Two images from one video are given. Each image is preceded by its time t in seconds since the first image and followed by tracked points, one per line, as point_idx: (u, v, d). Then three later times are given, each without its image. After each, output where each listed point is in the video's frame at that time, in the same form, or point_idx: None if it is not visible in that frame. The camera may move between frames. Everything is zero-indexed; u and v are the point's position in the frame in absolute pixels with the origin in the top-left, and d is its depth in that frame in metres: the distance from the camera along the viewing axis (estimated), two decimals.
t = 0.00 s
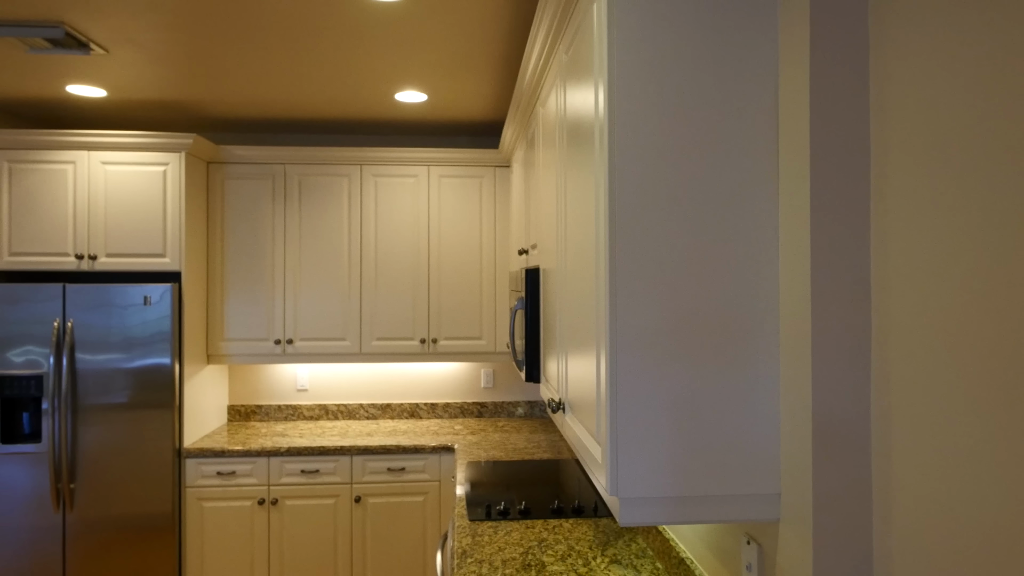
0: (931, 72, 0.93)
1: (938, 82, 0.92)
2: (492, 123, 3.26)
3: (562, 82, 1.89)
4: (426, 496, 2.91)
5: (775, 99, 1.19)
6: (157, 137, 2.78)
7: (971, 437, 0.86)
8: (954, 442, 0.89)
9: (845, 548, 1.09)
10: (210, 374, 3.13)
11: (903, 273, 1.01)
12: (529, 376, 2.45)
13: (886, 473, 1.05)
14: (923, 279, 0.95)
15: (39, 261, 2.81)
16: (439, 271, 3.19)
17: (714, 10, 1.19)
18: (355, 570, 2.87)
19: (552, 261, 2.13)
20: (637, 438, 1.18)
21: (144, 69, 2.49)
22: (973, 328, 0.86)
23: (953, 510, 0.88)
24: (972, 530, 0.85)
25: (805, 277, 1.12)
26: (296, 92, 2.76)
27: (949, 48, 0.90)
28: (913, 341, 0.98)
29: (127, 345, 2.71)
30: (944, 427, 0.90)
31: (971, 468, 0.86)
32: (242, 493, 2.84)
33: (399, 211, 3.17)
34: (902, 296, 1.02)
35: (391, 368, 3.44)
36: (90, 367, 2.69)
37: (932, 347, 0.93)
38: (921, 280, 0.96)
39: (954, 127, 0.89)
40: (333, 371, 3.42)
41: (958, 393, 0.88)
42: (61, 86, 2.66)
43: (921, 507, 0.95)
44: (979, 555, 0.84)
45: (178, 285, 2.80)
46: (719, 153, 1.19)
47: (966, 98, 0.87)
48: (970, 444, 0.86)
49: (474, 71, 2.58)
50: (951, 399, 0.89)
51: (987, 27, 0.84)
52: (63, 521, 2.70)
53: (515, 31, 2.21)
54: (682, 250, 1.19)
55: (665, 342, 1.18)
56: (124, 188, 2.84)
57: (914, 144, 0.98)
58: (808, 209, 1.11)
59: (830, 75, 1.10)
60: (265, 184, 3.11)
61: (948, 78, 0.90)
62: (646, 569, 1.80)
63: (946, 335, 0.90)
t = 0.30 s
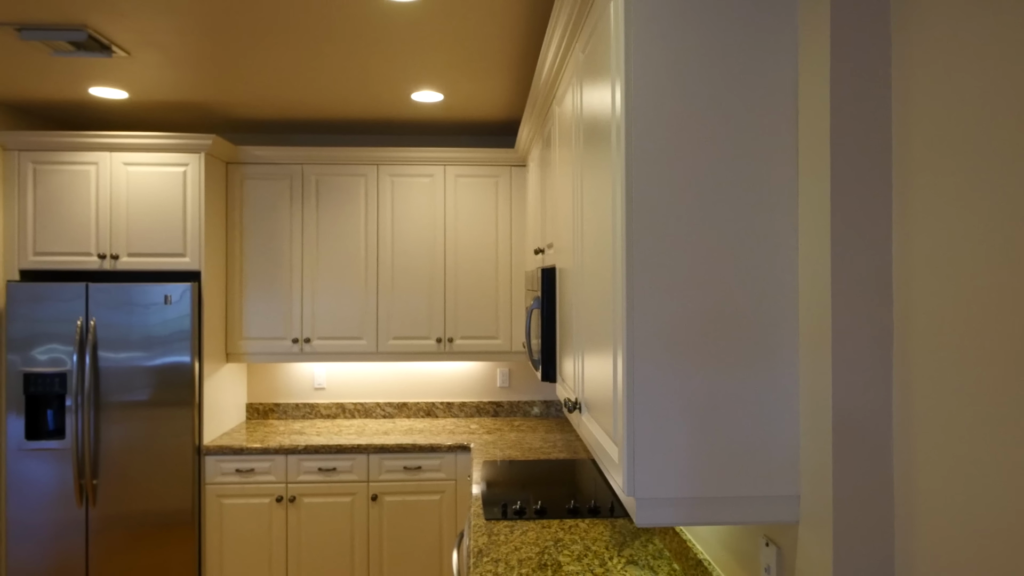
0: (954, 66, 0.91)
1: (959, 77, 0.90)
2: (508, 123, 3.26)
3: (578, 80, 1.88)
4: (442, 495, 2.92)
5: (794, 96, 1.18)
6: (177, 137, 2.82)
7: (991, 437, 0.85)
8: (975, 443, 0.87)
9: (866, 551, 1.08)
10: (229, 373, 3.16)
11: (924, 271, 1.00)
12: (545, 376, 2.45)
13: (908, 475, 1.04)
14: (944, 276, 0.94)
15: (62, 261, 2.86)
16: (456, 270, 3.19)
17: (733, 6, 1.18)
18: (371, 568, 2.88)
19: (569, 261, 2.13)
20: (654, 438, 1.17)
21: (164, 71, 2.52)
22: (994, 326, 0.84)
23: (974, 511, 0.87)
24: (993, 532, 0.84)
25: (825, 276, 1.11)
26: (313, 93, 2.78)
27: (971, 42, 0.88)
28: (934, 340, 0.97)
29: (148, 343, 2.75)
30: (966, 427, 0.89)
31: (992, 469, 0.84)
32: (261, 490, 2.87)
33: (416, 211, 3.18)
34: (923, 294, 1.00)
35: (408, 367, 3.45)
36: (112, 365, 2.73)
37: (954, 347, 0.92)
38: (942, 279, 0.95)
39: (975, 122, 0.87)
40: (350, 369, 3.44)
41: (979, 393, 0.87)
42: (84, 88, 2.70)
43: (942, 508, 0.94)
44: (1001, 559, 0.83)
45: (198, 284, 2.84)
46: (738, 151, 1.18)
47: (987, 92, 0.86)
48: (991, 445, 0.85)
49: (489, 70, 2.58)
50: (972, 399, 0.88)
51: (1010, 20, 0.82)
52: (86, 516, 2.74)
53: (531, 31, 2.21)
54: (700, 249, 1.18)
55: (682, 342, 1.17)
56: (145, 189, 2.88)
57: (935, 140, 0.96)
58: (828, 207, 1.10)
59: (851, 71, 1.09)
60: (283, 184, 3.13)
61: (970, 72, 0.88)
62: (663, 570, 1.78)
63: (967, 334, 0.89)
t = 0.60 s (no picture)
0: (981, 62, 0.90)
1: (987, 73, 0.89)
2: (525, 122, 3.26)
3: (596, 79, 1.88)
4: (459, 494, 2.92)
5: (816, 92, 1.17)
6: (198, 138, 2.85)
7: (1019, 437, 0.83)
8: (1003, 443, 0.86)
9: (890, 554, 1.06)
10: (248, 371, 3.19)
11: (951, 270, 0.98)
12: (562, 375, 2.45)
13: (933, 476, 1.03)
14: (970, 275, 0.93)
15: (87, 260, 2.91)
16: (473, 270, 3.20)
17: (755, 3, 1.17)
18: (388, 566, 2.90)
19: (587, 260, 2.12)
20: (673, 439, 1.17)
21: (186, 73, 2.56)
22: None
23: (1001, 512, 0.86)
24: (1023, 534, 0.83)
25: (848, 275, 1.10)
26: (331, 93, 2.81)
27: (1000, 37, 0.87)
28: (960, 339, 0.96)
29: (170, 341, 2.79)
30: (991, 428, 0.88)
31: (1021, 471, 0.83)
32: (280, 487, 2.89)
33: (433, 211, 3.19)
34: (949, 293, 0.99)
35: (425, 366, 3.47)
36: (135, 362, 2.77)
37: (979, 346, 0.90)
38: (968, 277, 0.93)
39: (1004, 119, 0.86)
40: (368, 368, 3.46)
41: (1007, 393, 0.85)
42: (107, 91, 2.75)
43: (968, 509, 0.93)
44: None
45: (218, 283, 2.87)
46: (758, 149, 1.17)
47: (1016, 88, 0.84)
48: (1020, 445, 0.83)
49: (507, 70, 2.58)
50: (999, 399, 0.86)
51: None
52: (109, 511, 2.78)
53: (548, 30, 2.20)
54: (720, 247, 1.17)
55: (702, 340, 1.16)
56: (167, 189, 2.91)
57: (961, 136, 0.95)
58: (850, 205, 1.08)
59: (874, 66, 1.08)
60: (301, 184, 3.16)
61: (998, 68, 0.87)
62: (681, 572, 1.77)
63: (995, 334, 0.88)
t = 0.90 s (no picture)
0: (1008, 59, 0.88)
1: (1015, 70, 0.87)
2: (542, 122, 3.26)
3: (614, 78, 1.87)
4: (476, 493, 2.93)
5: (838, 88, 1.15)
6: (219, 140, 2.89)
7: None
8: None
9: (913, 559, 1.05)
10: (268, 370, 3.22)
11: (976, 271, 0.97)
12: (579, 375, 2.44)
13: (957, 480, 1.01)
14: (997, 276, 0.91)
15: (111, 260, 2.95)
16: (490, 269, 3.20)
17: None
18: (404, 564, 2.91)
19: (604, 260, 2.12)
20: (691, 441, 1.16)
21: (207, 75, 2.59)
22: None
23: None
24: None
25: (870, 274, 1.08)
26: (349, 94, 2.82)
27: None
28: (986, 341, 0.94)
29: (191, 340, 2.82)
30: (1019, 430, 0.86)
31: None
32: (299, 485, 2.92)
33: (450, 210, 3.20)
34: (975, 294, 0.97)
35: (442, 365, 3.48)
36: (157, 361, 2.81)
37: (1006, 347, 0.89)
38: (994, 277, 0.92)
39: None
40: (385, 367, 3.48)
41: None
42: (130, 93, 2.79)
43: (994, 514, 0.91)
44: None
45: (238, 283, 2.90)
46: (779, 147, 1.15)
47: None
48: None
49: (524, 70, 2.58)
50: None
51: None
52: (132, 507, 2.83)
53: (565, 29, 2.20)
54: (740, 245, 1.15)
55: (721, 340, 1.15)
56: (188, 190, 2.95)
57: (988, 134, 0.93)
58: (874, 205, 1.07)
59: (898, 64, 1.06)
60: (319, 185, 3.19)
61: None
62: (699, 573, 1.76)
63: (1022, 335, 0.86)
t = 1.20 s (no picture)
0: None
1: None
2: (560, 121, 3.25)
3: (633, 76, 1.86)
4: (493, 492, 2.93)
5: (861, 83, 1.13)
6: (239, 140, 2.92)
7: None
8: None
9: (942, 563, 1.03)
10: (288, 368, 3.25)
11: (1007, 269, 0.95)
12: (597, 374, 2.43)
13: (988, 482, 0.99)
14: None
15: (134, 259, 3.00)
16: (508, 269, 3.20)
17: None
18: (421, 562, 2.92)
19: (623, 260, 2.11)
20: (712, 442, 1.14)
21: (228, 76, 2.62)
22: None
23: None
24: None
25: (896, 273, 1.06)
26: (367, 94, 2.84)
27: None
28: (1018, 342, 0.92)
29: (212, 338, 2.85)
30: None
31: None
32: (318, 483, 2.94)
33: (468, 210, 3.20)
34: (1006, 293, 0.95)
35: (460, 364, 3.49)
36: (179, 359, 2.84)
37: None
38: None
39: None
40: (403, 366, 3.50)
41: None
42: (153, 94, 2.83)
43: None
44: None
45: (259, 282, 2.93)
46: (801, 144, 1.14)
47: None
48: None
49: (542, 69, 2.58)
50: None
51: None
52: (156, 503, 2.87)
53: (583, 28, 2.19)
54: (763, 244, 1.14)
55: (742, 339, 1.14)
56: (209, 190, 2.98)
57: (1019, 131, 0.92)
58: (900, 203, 1.05)
59: (925, 61, 1.04)
60: (338, 185, 3.21)
61: None
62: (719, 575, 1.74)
63: None
